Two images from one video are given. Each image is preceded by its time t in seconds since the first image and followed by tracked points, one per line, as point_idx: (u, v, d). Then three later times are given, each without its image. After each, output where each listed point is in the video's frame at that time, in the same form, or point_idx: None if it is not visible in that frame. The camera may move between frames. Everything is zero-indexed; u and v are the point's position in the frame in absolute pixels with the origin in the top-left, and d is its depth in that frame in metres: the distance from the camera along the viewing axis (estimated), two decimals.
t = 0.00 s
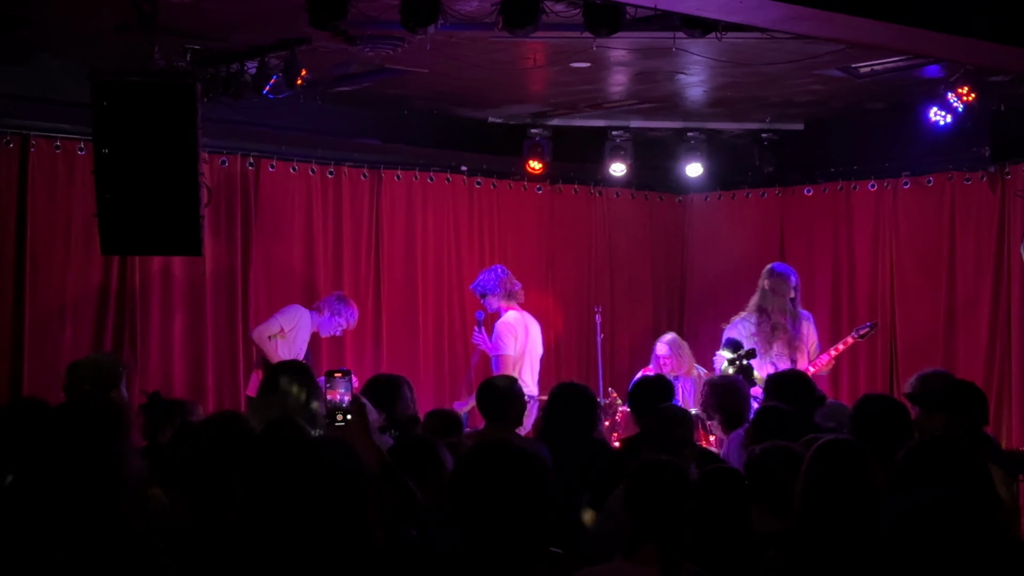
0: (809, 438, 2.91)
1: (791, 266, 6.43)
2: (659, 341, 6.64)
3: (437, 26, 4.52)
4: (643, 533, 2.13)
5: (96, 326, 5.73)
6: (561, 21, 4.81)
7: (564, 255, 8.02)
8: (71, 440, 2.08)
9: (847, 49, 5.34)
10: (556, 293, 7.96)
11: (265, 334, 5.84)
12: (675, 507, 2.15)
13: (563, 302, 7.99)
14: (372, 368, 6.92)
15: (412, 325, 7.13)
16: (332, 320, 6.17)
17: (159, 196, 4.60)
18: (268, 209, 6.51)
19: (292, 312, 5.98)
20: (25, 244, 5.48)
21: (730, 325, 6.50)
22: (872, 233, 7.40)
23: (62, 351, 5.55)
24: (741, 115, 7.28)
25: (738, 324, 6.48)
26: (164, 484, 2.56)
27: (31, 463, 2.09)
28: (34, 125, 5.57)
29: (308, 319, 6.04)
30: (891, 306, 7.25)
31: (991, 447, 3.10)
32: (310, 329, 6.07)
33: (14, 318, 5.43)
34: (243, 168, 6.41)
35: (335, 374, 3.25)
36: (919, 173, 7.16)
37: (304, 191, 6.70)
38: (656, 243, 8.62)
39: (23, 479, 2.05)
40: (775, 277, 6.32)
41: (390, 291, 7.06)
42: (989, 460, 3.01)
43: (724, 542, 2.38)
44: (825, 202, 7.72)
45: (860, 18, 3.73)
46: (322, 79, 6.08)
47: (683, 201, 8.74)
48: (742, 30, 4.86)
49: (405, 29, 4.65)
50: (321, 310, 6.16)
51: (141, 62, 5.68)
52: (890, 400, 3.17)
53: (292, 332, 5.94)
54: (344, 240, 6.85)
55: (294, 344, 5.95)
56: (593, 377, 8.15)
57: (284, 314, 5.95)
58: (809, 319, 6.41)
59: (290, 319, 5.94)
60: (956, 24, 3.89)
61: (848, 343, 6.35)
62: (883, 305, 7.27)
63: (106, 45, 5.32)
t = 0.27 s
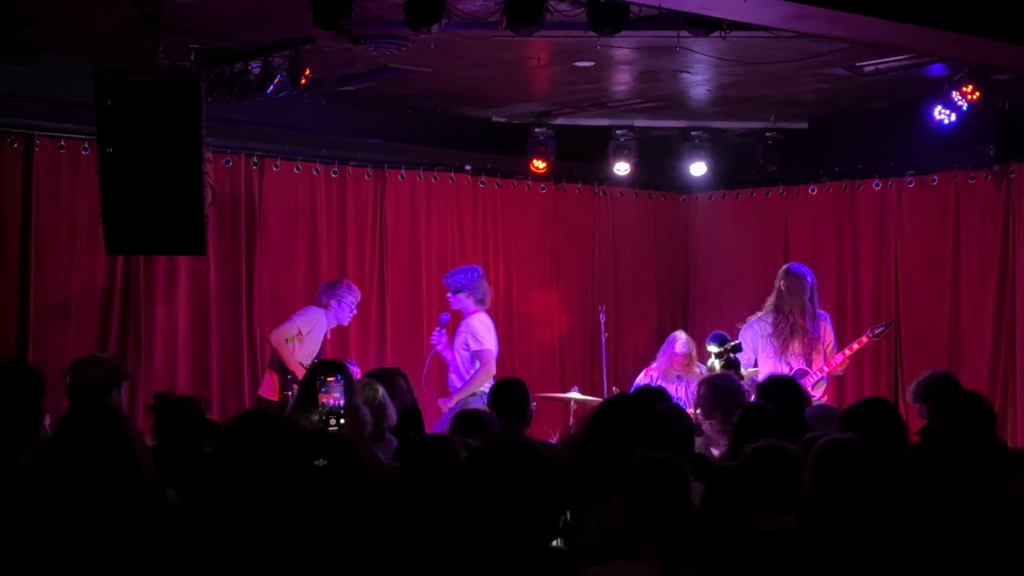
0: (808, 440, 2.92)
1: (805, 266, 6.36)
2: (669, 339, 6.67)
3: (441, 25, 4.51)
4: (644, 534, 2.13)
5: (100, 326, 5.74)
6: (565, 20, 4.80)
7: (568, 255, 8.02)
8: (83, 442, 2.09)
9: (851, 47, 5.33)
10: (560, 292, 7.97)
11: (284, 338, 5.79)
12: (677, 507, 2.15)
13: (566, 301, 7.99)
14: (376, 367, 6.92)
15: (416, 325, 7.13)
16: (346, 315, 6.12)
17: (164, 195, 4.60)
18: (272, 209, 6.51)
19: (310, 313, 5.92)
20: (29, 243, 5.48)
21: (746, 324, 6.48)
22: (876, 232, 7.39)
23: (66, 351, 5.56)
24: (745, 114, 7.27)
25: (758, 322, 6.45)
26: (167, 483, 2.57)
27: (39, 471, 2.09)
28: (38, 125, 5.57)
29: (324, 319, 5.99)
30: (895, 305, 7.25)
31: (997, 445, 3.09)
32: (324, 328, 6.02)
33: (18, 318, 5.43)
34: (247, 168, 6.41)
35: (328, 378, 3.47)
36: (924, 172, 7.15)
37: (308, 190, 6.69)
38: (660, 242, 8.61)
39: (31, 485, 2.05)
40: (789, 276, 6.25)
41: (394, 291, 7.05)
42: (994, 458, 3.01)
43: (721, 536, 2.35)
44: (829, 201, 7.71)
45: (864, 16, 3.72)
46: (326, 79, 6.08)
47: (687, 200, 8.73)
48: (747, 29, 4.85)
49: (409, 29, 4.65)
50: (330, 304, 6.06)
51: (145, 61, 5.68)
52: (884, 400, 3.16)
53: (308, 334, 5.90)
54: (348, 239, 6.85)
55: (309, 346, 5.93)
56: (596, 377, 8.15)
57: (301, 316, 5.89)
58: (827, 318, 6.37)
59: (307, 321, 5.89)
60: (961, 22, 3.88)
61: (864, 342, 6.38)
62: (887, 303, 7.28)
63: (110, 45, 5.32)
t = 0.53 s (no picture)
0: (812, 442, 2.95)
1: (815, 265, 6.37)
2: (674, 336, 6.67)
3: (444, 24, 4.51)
4: (652, 533, 2.13)
5: (104, 325, 5.74)
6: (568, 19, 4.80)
7: (571, 254, 8.03)
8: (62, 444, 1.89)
9: (854, 46, 5.33)
10: (563, 291, 7.97)
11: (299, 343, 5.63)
12: (684, 505, 2.15)
13: (570, 301, 7.99)
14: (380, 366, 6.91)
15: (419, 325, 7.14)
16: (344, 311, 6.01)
17: (167, 195, 4.61)
18: (276, 208, 6.51)
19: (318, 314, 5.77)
20: (32, 243, 5.48)
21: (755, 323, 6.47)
22: (880, 230, 7.39)
23: (70, 351, 5.56)
24: (749, 113, 7.27)
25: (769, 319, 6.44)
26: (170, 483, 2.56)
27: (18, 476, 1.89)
28: (41, 125, 5.57)
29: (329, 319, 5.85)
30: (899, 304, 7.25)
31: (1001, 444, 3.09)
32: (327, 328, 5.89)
33: (23, 318, 5.43)
34: (250, 167, 6.41)
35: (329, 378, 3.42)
36: (927, 170, 7.14)
37: (311, 190, 6.69)
38: (664, 241, 8.60)
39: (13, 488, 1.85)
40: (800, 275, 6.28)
41: (398, 290, 7.05)
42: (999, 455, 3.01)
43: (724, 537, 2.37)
44: (832, 200, 7.70)
45: (867, 15, 3.72)
46: (329, 79, 6.08)
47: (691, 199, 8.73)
48: (750, 27, 4.85)
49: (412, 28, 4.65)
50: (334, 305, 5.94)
51: (148, 61, 5.68)
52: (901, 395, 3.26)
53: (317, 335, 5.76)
54: (352, 239, 6.85)
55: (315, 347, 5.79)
56: (600, 376, 8.15)
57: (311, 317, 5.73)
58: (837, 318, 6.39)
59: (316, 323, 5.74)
60: (964, 20, 3.87)
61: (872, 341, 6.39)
62: (891, 303, 7.27)
63: (113, 44, 5.32)
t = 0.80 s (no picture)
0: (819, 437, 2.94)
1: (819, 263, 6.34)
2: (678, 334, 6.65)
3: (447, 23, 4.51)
4: (660, 528, 2.12)
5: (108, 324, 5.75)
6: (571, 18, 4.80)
7: (574, 253, 8.02)
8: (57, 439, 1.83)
9: (857, 45, 5.33)
10: (567, 290, 7.97)
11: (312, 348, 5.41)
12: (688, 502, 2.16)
13: (574, 300, 7.99)
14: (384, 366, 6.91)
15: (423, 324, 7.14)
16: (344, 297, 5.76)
17: (171, 195, 4.62)
18: (279, 208, 6.52)
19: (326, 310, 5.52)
20: (36, 242, 5.50)
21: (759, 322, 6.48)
22: (884, 229, 7.39)
23: (74, 349, 5.57)
24: (752, 112, 7.26)
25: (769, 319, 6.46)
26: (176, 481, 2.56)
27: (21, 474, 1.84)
28: (46, 124, 5.59)
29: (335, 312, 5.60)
30: (902, 303, 7.25)
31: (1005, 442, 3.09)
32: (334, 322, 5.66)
33: (27, 317, 5.45)
34: (254, 167, 6.41)
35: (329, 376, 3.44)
36: (930, 169, 7.14)
37: (315, 190, 6.70)
38: (667, 240, 8.60)
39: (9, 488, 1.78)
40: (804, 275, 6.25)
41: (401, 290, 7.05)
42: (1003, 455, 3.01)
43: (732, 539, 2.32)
44: (836, 198, 7.69)
45: (871, 14, 3.72)
46: (333, 78, 6.09)
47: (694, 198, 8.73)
48: (753, 26, 4.85)
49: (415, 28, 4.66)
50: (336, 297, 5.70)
51: (152, 61, 5.70)
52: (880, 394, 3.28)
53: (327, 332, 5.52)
54: (355, 239, 6.85)
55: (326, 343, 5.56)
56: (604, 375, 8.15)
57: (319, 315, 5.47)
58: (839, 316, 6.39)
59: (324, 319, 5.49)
60: (968, 19, 3.87)
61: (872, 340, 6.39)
62: (894, 303, 7.27)
63: (117, 44, 5.33)
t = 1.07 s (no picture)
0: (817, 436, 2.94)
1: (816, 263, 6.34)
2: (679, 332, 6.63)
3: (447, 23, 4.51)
4: (660, 526, 2.12)
5: (109, 323, 5.74)
6: (571, 17, 4.80)
7: (575, 251, 8.02)
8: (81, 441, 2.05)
9: (858, 43, 5.33)
10: (567, 288, 7.96)
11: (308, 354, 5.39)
12: (687, 501, 2.15)
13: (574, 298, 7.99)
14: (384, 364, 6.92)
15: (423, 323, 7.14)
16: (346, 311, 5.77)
17: (172, 194, 4.62)
18: (280, 206, 6.52)
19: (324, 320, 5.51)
20: (37, 242, 5.49)
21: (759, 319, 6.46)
22: (885, 227, 7.38)
23: (75, 349, 5.57)
24: (752, 110, 7.26)
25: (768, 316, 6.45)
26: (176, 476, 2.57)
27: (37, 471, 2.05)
28: (46, 123, 5.59)
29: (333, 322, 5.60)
30: (903, 301, 7.25)
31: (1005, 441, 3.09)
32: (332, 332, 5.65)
33: (27, 316, 5.45)
34: (254, 165, 6.42)
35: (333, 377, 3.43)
36: (931, 168, 7.13)
37: (315, 188, 6.70)
38: (667, 238, 8.60)
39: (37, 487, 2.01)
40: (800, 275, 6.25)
41: (402, 289, 7.05)
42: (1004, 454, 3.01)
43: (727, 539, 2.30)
44: (837, 196, 7.69)
45: (871, 12, 3.72)
46: (333, 77, 6.08)
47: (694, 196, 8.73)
48: (753, 24, 4.85)
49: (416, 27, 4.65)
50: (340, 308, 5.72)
51: (152, 60, 5.69)
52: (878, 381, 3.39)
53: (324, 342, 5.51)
54: (355, 237, 6.85)
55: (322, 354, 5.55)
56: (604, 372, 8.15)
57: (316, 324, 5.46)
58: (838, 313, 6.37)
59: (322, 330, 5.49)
60: (969, 17, 3.87)
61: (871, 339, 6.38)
62: (895, 300, 7.27)
63: (117, 43, 5.33)
